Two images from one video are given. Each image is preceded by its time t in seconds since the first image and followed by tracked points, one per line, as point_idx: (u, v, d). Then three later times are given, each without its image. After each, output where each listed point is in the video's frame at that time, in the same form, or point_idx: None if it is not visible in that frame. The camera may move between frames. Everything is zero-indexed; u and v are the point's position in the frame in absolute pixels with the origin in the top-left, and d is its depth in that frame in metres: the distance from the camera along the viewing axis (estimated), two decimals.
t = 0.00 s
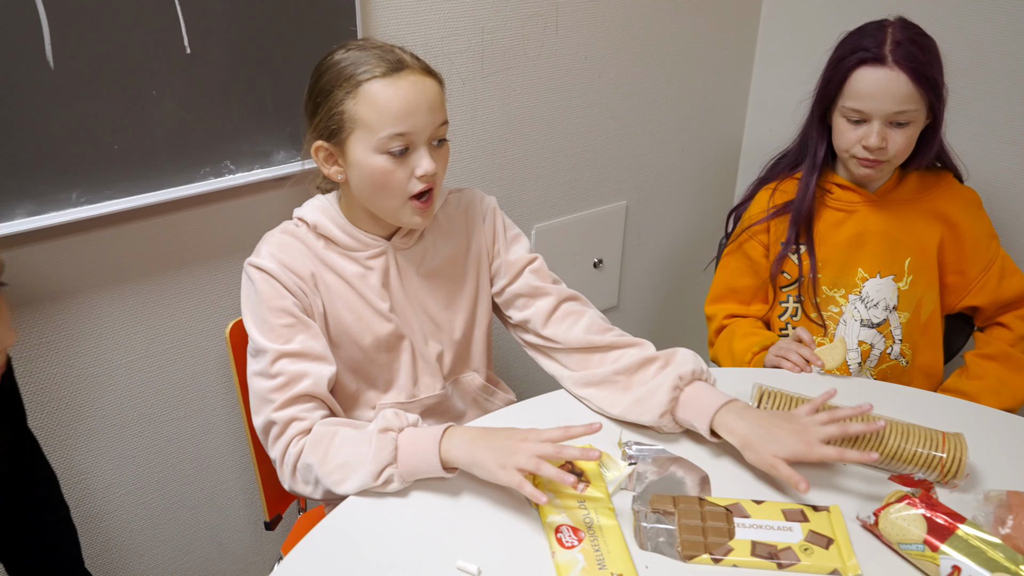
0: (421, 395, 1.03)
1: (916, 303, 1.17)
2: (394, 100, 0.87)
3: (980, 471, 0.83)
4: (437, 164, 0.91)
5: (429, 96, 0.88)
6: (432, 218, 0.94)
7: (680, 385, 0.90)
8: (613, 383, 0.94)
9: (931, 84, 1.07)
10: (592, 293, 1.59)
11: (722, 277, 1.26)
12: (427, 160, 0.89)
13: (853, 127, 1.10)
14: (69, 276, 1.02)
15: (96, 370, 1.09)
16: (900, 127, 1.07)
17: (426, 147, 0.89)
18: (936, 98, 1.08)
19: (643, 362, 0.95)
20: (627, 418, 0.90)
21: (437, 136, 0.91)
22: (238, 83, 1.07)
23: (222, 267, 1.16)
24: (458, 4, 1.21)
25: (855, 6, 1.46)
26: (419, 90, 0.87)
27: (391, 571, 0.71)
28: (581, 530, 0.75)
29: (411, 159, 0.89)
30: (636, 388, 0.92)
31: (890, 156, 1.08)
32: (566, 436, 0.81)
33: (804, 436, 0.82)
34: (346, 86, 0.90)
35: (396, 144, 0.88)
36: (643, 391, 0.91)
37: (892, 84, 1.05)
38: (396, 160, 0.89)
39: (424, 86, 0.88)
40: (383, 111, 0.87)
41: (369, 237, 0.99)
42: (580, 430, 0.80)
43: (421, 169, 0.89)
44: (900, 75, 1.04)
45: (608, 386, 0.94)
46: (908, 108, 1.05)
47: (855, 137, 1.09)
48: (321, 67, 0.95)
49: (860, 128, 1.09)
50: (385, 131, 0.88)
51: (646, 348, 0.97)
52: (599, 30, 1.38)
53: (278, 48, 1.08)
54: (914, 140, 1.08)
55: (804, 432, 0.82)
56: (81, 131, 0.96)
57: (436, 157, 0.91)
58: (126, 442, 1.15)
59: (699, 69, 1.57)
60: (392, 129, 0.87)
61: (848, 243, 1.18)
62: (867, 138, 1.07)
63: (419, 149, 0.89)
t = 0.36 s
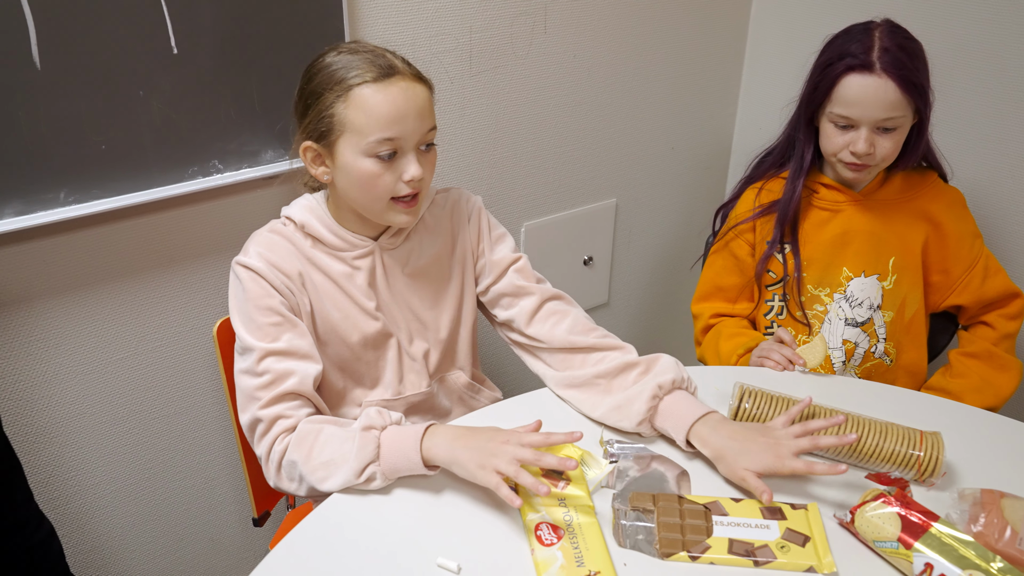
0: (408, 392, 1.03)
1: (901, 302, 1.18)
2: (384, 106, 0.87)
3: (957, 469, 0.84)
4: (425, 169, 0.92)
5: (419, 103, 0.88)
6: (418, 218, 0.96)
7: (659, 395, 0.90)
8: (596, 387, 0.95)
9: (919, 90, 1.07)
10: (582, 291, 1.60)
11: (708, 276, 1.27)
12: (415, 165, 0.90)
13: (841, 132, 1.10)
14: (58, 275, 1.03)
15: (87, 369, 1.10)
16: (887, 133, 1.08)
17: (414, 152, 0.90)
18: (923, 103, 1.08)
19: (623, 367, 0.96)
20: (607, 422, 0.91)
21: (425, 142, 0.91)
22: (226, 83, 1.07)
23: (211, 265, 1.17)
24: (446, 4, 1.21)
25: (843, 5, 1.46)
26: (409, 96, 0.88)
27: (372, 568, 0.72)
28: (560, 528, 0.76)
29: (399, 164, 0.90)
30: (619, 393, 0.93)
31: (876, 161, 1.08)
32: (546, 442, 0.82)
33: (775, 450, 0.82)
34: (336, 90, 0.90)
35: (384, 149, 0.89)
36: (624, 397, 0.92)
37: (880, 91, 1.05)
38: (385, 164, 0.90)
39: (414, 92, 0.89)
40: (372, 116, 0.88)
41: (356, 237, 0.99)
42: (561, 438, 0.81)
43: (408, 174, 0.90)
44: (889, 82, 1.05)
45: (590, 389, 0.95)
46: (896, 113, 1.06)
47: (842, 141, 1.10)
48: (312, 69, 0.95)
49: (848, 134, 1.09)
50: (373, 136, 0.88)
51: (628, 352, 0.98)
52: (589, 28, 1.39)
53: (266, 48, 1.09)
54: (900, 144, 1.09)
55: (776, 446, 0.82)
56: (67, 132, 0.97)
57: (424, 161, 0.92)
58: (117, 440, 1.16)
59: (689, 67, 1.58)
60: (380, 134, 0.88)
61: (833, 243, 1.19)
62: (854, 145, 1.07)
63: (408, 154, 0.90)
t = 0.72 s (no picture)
0: (408, 391, 1.04)
1: (899, 302, 1.18)
2: (386, 107, 0.87)
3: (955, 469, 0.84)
4: (424, 171, 0.92)
5: (423, 106, 0.89)
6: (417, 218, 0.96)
7: (658, 392, 0.91)
8: (594, 385, 0.95)
9: (915, 95, 1.07)
10: (582, 290, 1.60)
11: (707, 276, 1.27)
12: (414, 167, 0.90)
13: (839, 138, 1.10)
14: (58, 275, 1.03)
15: (87, 370, 1.10)
16: (884, 138, 1.08)
17: (414, 154, 0.90)
18: (920, 108, 1.09)
19: (622, 366, 0.96)
20: (605, 420, 0.91)
21: (426, 144, 0.91)
22: (226, 83, 1.08)
23: (210, 265, 1.17)
24: (446, 4, 1.21)
25: (843, 4, 1.46)
26: (412, 99, 0.88)
27: (372, 566, 0.72)
28: (560, 528, 0.76)
29: (399, 165, 0.90)
30: (618, 391, 0.94)
31: (874, 166, 1.09)
32: (547, 446, 0.82)
33: (773, 450, 0.82)
34: (340, 88, 0.90)
35: (384, 149, 0.89)
36: (622, 395, 0.92)
37: (877, 96, 1.05)
38: (384, 164, 0.90)
39: (418, 95, 0.89)
40: (374, 116, 0.88)
41: (357, 236, 0.99)
42: (564, 442, 0.81)
43: (406, 176, 0.90)
44: (886, 88, 1.05)
45: (588, 387, 0.95)
46: (894, 119, 1.06)
47: (840, 146, 1.10)
48: (319, 65, 0.95)
49: (846, 140, 1.10)
50: (375, 135, 0.89)
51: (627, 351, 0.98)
52: (589, 27, 1.39)
53: (265, 47, 1.09)
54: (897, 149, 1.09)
55: (774, 446, 0.82)
56: (67, 131, 0.97)
57: (424, 163, 0.92)
58: (117, 439, 1.16)
59: (689, 67, 1.58)
60: (382, 134, 0.88)
61: (831, 243, 1.19)
62: (852, 151, 1.08)
63: (407, 156, 0.90)
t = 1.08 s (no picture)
0: (416, 395, 1.04)
1: (903, 306, 1.19)
2: (404, 117, 0.88)
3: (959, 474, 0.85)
4: (438, 179, 0.93)
5: (438, 115, 0.90)
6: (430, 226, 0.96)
7: (667, 400, 0.91)
8: (601, 390, 0.96)
9: (918, 98, 1.08)
10: (586, 293, 1.61)
11: (711, 280, 1.27)
12: (429, 176, 0.91)
13: (844, 141, 1.11)
14: (68, 279, 1.04)
15: (95, 373, 1.11)
16: (888, 141, 1.08)
17: (430, 163, 0.91)
18: (923, 111, 1.09)
19: (630, 371, 0.97)
20: (613, 425, 0.92)
21: (440, 153, 0.92)
22: (234, 89, 1.08)
23: (218, 268, 1.18)
24: (452, 10, 1.22)
25: (846, 8, 1.47)
26: (429, 109, 0.89)
27: (383, 569, 0.73)
28: (569, 532, 0.76)
29: (414, 173, 0.91)
30: (625, 396, 0.94)
31: (879, 169, 1.09)
32: (556, 452, 0.82)
33: (778, 463, 0.83)
34: (357, 97, 0.91)
35: (401, 158, 0.90)
36: (630, 400, 0.93)
37: (880, 99, 1.06)
38: (400, 173, 0.91)
39: (433, 104, 0.90)
40: (391, 126, 0.88)
41: (368, 241, 1.00)
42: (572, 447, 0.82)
43: (422, 185, 0.91)
44: (888, 90, 1.06)
45: (596, 392, 0.96)
46: (898, 121, 1.07)
47: (845, 150, 1.11)
48: (333, 73, 0.95)
49: (851, 143, 1.10)
50: (391, 145, 0.89)
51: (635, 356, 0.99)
52: (593, 31, 1.39)
53: (273, 53, 1.10)
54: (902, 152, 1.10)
55: (780, 458, 0.83)
56: (77, 137, 0.98)
57: (438, 172, 0.93)
58: (125, 442, 1.17)
59: (692, 70, 1.59)
60: (398, 144, 0.89)
61: (835, 248, 1.20)
62: (857, 152, 1.08)
63: (423, 165, 0.91)
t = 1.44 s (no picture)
0: (419, 401, 1.05)
1: (902, 312, 1.20)
2: (409, 120, 0.89)
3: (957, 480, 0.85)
4: (445, 182, 0.94)
5: (443, 118, 0.90)
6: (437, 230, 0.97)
7: (668, 405, 0.92)
8: (603, 396, 0.97)
9: (911, 98, 1.09)
10: (586, 297, 1.62)
11: (712, 286, 1.28)
12: (438, 178, 0.92)
13: (837, 144, 1.12)
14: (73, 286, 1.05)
15: (99, 379, 1.11)
16: (883, 142, 1.09)
17: (437, 165, 0.92)
18: (916, 113, 1.10)
19: (632, 378, 0.97)
20: (615, 430, 0.92)
21: (447, 156, 0.93)
22: (237, 96, 1.09)
23: (221, 275, 1.19)
24: (453, 18, 1.23)
25: (845, 14, 1.48)
26: (434, 111, 0.90)
27: (388, 575, 0.73)
28: (571, 539, 0.77)
29: (422, 177, 0.92)
30: (627, 402, 0.95)
31: (875, 169, 1.10)
32: (559, 460, 0.84)
33: (780, 467, 0.84)
34: (362, 104, 0.92)
35: (408, 162, 0.90)
36: (632, 406, 0.94)
37: (873, 99, 1.07)
38: (408, 177, 0.91)
39: (437, 106, 0.90)
40: (398, 129, 0.89)
41: (373, 247, 1.01)
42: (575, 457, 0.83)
43: (430, 188, 0.91)
44: (881, 91, 1.07)
45: (597, 398, 0.97)
46: (891, 122, 1.07)
47: (840, 153, 1.11)
48: (336, 82, 0.96)
49: (844, 145, 1.11)
50: (398, 149, 0.90)
51: (636, 362, 1.00)
52: (594, 37, 1.40)
53: (276, 61, 1.11)
54: (896, 154, 1.10)
55: (781, 463, 0.84)
56: (82, 146, 0.99)
57: (445, 175, 0.94)
58: (129, 447, 1.17)
59: (692, 75, 1.59)
60: (405, 147, 0.89)
61: (835, 254, 1.20)
62: (851, 153, 1.09)
63: (431, 167, 0.92)
